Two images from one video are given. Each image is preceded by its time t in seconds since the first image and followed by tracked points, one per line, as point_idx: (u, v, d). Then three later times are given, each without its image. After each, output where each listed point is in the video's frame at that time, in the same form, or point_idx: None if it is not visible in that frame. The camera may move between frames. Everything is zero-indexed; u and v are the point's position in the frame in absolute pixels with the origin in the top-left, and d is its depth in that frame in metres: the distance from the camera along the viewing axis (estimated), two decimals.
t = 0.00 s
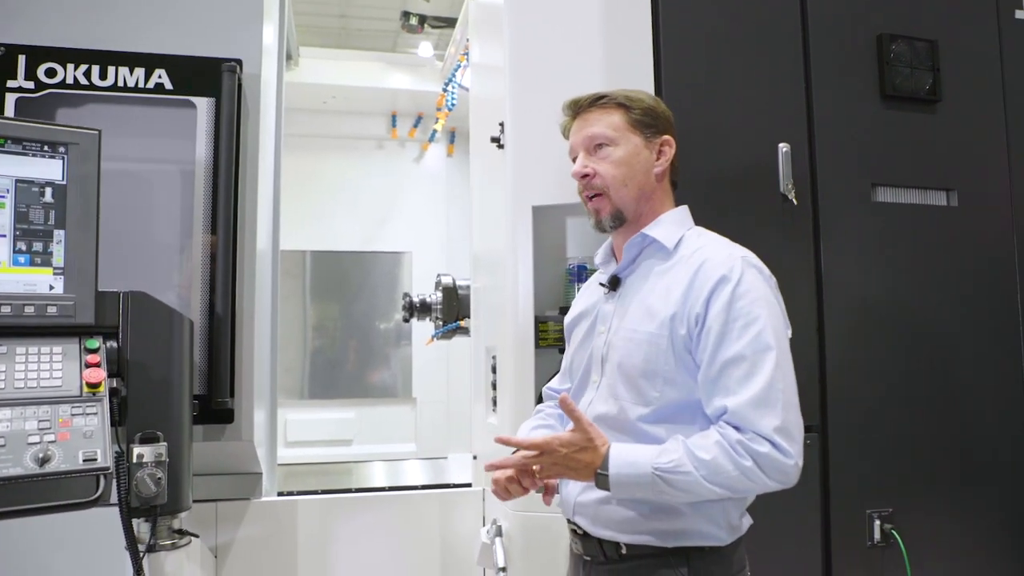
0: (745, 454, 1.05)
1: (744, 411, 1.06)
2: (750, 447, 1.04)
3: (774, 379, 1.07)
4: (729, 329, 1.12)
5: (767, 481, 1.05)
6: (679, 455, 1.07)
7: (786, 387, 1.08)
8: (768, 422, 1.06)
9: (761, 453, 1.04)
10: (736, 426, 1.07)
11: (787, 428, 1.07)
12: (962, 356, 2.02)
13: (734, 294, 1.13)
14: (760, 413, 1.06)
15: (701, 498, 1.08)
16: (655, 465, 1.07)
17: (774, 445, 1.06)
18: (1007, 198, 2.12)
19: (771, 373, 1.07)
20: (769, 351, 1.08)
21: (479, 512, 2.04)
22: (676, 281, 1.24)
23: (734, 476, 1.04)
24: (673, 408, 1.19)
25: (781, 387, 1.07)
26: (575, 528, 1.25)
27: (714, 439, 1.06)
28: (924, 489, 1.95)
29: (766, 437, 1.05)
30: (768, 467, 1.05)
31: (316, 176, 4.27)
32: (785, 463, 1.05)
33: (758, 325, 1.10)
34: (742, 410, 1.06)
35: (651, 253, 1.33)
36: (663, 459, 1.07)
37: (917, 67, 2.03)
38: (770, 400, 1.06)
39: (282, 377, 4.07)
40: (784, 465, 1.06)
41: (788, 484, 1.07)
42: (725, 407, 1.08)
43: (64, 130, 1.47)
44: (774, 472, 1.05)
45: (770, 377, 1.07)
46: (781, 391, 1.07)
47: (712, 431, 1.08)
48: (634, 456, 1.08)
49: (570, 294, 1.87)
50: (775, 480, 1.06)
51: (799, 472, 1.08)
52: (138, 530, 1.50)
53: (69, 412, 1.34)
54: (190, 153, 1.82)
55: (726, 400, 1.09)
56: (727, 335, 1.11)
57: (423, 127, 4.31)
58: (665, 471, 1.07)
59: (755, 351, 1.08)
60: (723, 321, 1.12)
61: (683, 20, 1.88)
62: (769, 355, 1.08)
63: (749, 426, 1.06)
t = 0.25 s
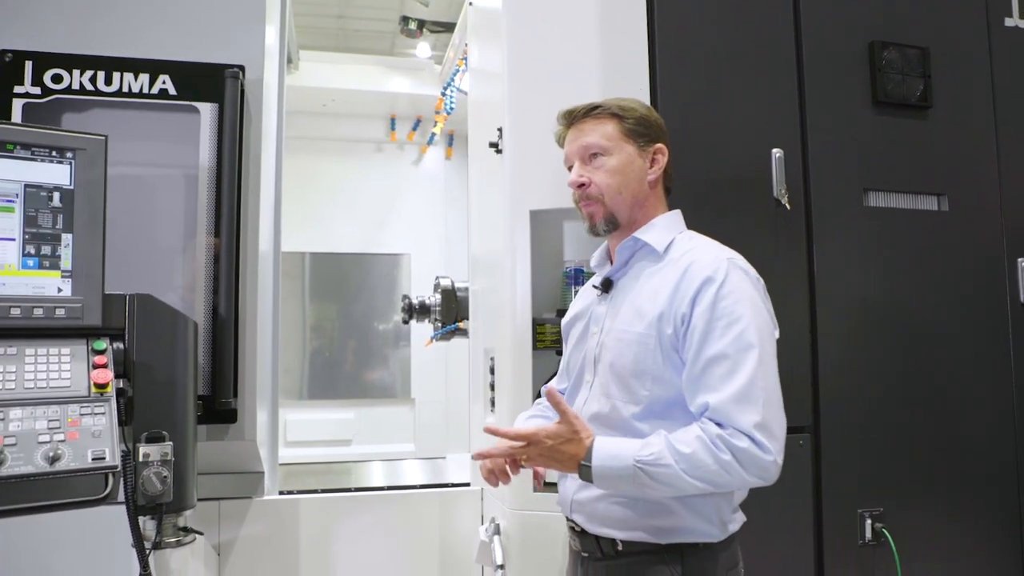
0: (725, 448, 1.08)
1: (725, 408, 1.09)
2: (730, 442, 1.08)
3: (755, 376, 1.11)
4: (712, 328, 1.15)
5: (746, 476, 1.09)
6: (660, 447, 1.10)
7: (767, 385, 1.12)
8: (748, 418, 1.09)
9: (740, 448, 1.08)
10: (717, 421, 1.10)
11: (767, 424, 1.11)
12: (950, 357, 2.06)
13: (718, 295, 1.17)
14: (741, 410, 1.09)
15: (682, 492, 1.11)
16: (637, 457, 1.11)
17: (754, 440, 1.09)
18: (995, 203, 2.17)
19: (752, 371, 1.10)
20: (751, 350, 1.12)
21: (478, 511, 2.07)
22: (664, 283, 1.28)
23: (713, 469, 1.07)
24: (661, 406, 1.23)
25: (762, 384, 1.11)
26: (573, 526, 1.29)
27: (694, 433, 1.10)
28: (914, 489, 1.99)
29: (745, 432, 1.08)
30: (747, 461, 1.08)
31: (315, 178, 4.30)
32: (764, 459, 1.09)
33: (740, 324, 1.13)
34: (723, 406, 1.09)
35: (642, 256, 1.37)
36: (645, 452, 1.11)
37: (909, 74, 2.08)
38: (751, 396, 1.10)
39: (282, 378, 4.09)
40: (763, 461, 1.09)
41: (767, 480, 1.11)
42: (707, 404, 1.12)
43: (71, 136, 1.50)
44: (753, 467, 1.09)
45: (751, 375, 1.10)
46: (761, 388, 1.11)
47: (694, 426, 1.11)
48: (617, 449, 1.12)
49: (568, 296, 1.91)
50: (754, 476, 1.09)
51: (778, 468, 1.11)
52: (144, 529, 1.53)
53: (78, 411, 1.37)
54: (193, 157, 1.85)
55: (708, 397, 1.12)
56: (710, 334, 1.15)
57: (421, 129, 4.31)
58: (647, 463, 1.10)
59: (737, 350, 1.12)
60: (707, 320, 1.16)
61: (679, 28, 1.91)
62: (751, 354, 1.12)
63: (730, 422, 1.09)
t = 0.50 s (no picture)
0: (717, 440, 1.13)
1: (717, 403, 1.14)
2: (721, 435, 1.12)
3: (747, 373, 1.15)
4: (707, 327, 1.20)
5: (736, 468, 1.13)
6: (655, 438, 1.15)
7: (758, 381, 1.16)
8: (740, 413, 1.14)
9: (731, 441, 1.12)
10: (710, 416, 1.15)
11: (757, 419, 1.16)
12: (944, 356, 2.11)
13: (712, 295, 1.21)
14: (732, 405, 1.14)
15: (675, 482, 1.15)
16: (632, 446, 1.15)
17: (744, 434, 1.14)
18: (988, 205, 2.21)
19: (744, 368, 1.15)
20: (743, 348, 1.16)
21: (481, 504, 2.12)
22: (660, 283, 1.32)
23: (705, 461, 1.12)
24: (658, 402, 1.27)
25: (753, 380, 1.16)
26: (574, 517, 1.33)
27: (687, 425, 1.14)
28: (908, 484, 2.03)
29: (736, 426, 1.13)
30: (737, 454, 1.13)
31: (320, 179, 4.34)
32: (753, 452, 1.14)
33: (733, 323, 1.18)
34: (716, 400, 1.14)
35: (640, 258, 1.42)
36: (641, 442, 1.15)
37: (904, 78, 2.13)
38: (742, 392, 1.15)
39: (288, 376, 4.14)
40: (752, 454, 1.14)
41: (756, 473, 1.15)
42: (700, 399, 1.16)
43: (88, 141, 1.54)
44: (743, 459, 1.13)
45: (743, 371, 1.15)
46: (752, 384, 1.16)
47: (688, 419, 1.16)
48: (612, 439, 1.16)
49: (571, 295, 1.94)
50: (743, 468, 1.14)
51: (766, 462, 1.16)
52: (158, 520, 1.59)
53: (96, 407, 1.42)
54: (205, 160, 1.90)
55: (701, 392, 1.17)
56: (705, 332, 1.20)
57: (425, 131, 4.39)
58: (643, 452, 1.14)
59: (730, 348, 1.17)
60: (702, 319, 1.20)
61: (678, 34, 1.95)
62: (743, 352, 1.16)
63: (722, 416, 1.14)
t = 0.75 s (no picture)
0: (711, 429, 1.17)
1: (714, 393, 1.18)
2: (716, 424, 1.17)
3: (745, 367, 1.20)
4: (709, 322, 1.24)
5: (726, 457, 1.18)
6: (652, 426, 1.19)
7: (752, 375, 1.21)
8: (735, 404, 1.19)
9: (725, 431, 1.17)
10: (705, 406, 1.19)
11: (751, 412, 1.20)
12: (941, 353, 2.15)
13: (715, 292, 1.26)
14: (729, 396, 1.19)
15: (669, 468, 1.20)
16: (631, 434, 1.19)
17: (738, 425, 1.18)
18: (984, 205, 2.25)
19: (741, 362, 1.20)
20: (741, 343, 1.21)
21: (486, 500, 2.15)
22: (664, 281, 1.37)
23: (699, 448, 1.16)
24: (658, 394, 1.32)
25: (750, 374, 1.21)
26: (573, 507, 1.37)
27: (682, 414, 1.18)
28: (906, 479, 2.07)
29: (730, 416, 1.17)
30: (730, 443, 1.17)
31: (327, 180, 4.38)
32: (745, 442, 1.18)
33: (733, 319, 1.23)
34: (715, 391, 1.18)
35: (642, 256, 1.46)
36: (639, 430, 1.19)
37: (901, 82, 2.17)
38: (740, 385, 1.19)
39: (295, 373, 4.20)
40: (744, 444, 1.18)
41: (746, 461, 1.20)
42: (696, 390, 1.21)
43: (108, 144, 1.59)
44: (735, 448, 1.18)
45: (742, 365, 1.20)
46: (748, 378, 1.20)
47: (684, 409, 1.20)
48: (612, 426, 1.20)
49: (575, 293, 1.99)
50: (734, 457, 1.18)
51: (755, 452, 1.20)
52: (174, 511, 1.63)
53: (116, 401, 1.47)
54: (217, 162, 1.94)
55: (698, 382, 1.21)
56: (707, 327, 1.24)
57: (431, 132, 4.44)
58: (641, 440, 1.18)
59: (729, 342, 1.21)
60: (704, 315, 1.25)
61: (680, 38, 2.00)
62: (740, 346, 1.21)
63: (717, 406, 1.18)
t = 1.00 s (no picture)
0: (728, 419, 1.22)
1: (728, 385, 1.23)
2: (733, 414, 1.22)
3: (754, 361, 1.25)
4: (718, 317, 1.29)
5: (743, 446, 1.23)
6: (672, 413, 1.24)
7: (762, 369, 1.27)
8: (747, 396, 1.24)
9: (743, 421, 1.22)
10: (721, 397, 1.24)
11: (762, 403, 1.26)
12: (940, 350, 2.19)
13: (724, 288, 1.31)
14: (741, 388, 1.24)
15: (687, 455, 1.24)
16: (652, 421, 1.23)
17: (753, 416, 1.23)
18: (983, 204, 2.29)
19: (752, 356, 1.25)
20: (751, 338, 1.26)
21: (494, 490, 2.22)
22: (671, 278, 1.41)
23: (718, 437, 1.21)
24: (664, 386, 1.36)
25: (759, 368, 1.26)
26: (578, 498, 1.40)
27: (703, 404, 1.23)
28: (905, 474, 2.11)
29: (746, 408, 1.23)
30: (745, 433, 1.22)
31: (335, 181, 4.43)
32: (760, 432, 1.23)
33: (742, 315, 1.28)
34: (728, 383, 1.23)
35: (645, 254, 1.50)
36: (659, 417, 1.24)
37: (899, 84, 2.21)
38: (750, 378, 1.25)
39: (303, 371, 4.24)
40: (759, 433, 1.23)
41: (761, 451, 1.25)
42: (712, 382, 1.25)
43: (126, 144, 1.63)
44: (750, 437, 1.23)
45: (752, 359, 1.25)
46: (758, 371, 1.26)
47: (700, 399, 1.25)
48: (634, 414, 1.24)
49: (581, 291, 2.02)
50: (749, 447, 1.24)
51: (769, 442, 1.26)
52: (191, 504, 1.68)
53: (135, 395, 1.51)
54: (231, 162, 1.99)
55: (712, 375, 1.26)
56: (716, 323, 1.29)
57: (438, 133, 4.43)
58: (661, 426, 1.23)
59: (739, 337, 1.26)
60: (714, 311, 1.29)
61: (682, 41, 2.04)
62: (750, 341, 1.26)
63: (732, 398, 1.23)
